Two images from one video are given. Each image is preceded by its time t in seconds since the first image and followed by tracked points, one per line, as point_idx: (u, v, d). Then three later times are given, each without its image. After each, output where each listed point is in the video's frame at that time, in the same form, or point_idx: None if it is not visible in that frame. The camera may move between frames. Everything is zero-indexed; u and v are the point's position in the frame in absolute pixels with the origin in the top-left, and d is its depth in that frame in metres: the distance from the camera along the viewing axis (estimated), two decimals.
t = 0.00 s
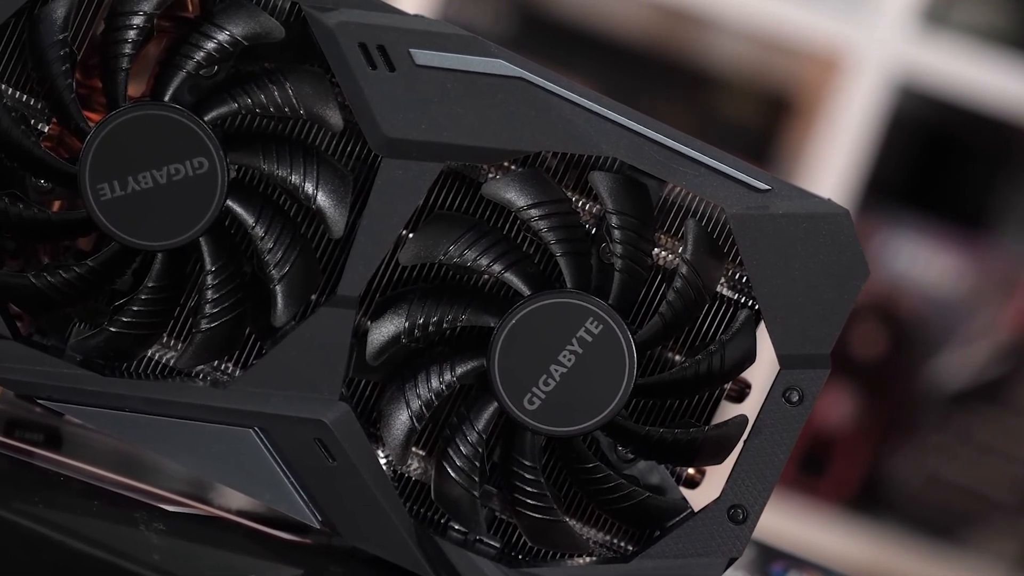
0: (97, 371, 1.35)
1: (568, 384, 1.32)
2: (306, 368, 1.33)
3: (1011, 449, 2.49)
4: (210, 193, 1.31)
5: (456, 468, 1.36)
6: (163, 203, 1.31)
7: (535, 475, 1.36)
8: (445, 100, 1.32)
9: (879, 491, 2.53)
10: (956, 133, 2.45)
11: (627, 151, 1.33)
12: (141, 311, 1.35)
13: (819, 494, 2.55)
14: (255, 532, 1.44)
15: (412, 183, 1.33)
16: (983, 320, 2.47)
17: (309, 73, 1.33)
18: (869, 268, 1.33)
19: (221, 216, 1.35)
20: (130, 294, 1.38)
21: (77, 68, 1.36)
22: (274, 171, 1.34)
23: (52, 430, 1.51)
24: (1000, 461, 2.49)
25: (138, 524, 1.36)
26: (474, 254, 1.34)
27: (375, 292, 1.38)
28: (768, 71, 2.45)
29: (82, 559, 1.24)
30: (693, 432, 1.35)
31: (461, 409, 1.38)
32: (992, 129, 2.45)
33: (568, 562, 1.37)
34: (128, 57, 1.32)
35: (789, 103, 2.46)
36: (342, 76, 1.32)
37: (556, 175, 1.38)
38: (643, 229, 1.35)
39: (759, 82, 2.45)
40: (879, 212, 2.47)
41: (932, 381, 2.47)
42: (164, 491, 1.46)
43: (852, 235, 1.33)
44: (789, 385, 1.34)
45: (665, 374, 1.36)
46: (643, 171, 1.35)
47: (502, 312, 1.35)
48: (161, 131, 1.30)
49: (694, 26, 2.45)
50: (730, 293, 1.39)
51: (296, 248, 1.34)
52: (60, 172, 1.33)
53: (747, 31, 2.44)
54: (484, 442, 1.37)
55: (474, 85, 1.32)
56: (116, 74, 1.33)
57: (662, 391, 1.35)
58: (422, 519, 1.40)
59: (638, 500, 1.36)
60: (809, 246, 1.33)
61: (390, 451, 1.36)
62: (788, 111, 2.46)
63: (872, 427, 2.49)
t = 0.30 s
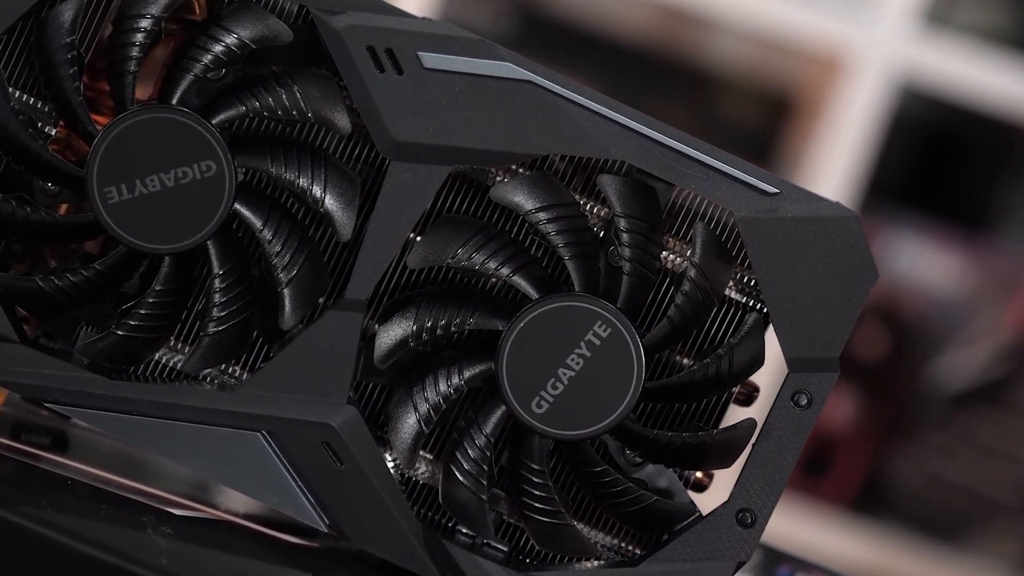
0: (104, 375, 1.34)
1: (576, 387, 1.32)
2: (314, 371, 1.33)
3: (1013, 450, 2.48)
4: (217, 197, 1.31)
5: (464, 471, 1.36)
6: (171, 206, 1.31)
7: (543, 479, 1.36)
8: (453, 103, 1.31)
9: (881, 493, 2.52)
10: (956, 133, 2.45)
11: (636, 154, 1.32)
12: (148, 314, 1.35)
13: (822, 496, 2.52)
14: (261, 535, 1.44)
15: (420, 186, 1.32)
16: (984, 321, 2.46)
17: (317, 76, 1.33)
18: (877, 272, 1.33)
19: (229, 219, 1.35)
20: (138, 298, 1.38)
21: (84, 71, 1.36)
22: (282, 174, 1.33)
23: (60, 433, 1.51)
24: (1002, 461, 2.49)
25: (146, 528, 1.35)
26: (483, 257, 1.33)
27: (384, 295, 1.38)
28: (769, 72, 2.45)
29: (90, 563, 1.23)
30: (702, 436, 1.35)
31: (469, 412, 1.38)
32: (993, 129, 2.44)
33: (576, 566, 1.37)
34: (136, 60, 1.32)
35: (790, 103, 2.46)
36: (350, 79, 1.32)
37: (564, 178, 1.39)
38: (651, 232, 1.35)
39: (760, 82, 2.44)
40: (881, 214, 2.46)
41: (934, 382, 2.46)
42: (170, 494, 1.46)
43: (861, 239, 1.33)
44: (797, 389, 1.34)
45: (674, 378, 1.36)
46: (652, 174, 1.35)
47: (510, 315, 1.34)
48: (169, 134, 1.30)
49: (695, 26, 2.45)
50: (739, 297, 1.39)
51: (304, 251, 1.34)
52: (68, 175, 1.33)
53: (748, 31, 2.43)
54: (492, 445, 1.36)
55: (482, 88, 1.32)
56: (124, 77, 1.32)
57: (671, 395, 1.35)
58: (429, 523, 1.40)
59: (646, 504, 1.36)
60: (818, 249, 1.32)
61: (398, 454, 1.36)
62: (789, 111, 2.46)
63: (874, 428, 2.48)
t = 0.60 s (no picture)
0: (114, 379, 1.34)
1: (587, 392, 1.32)
2: (324, 376, 1.33)
3: (1016, 453, 2.46)
4: (227, 201, 1.31)
5: (474, 476, 1.35)
6: (180, 210, 1.31)
7: (553, 484, 1.36)
8: (464, 108, 1.31)
9: (883, 494, 2.51)
10: (956, 133, 2.43)
11: (647, 158, 1.32)
12: (158, 318, 1.34)
13: (823, 496, 2.51)
14: (270, 539, 1.44)
15: (429, 191, 1.32)
16: (986, 322, 2.45)
17: (327, 79, 1.33)
18: (888, 276, 1.32)
19: (239, 224, 1.34)
20: (147, 302, 1.37)
21: (94, 74, 1.36)
22: (292, 179, 1.33)
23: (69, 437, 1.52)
24: (1005, 463, 2.47)
25: (157, 533, 1.35)
26: (493, 261, 1.33)
27: (393, 299, 1.38)
28: (770, 72, 2.43)
29: (101, 568, 1.23)
30: (712, 441, 1.34)
31: (480, 417, 1.38)
32: (994, 129, 2.42)
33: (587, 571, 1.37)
34: (146, 64, 1.32)
35: (791, 103, 2.44)
36: (360, 83, 1.31)
37: (574, 182, 1.38)
38: (662, 236, 1.34)
39: (761, 82, 2.43)
40: (882, 215, 2.44)
41: (936, 384, 2.45)
42: (179, 498, 1.47)
43: (872, 243, 1.32)
44: (808, 394, 1.34)
45: (685, 383, 1.35)
46: (662, 178, 1.35)
47: (521, 319, 1.34)
48: (180, 138, 1.30)
49: (696, 27, 2.43)
50: (750, 301, 1.38)
51: (314, 255, 1.34)
52: (78, 180, 1.33)
53: (748, 31, 2.42)
54: (503, 450, 1.36)
55: (494, 92, 1.32)
56: (134, 81, 1.32)
57: (682, 400, 1.35)
58: (439, 528, 1.40)
59: (657, 509, 1.36)
60: (829, 254, 1.32)
61: (408, 459, 1.36)
62: (790, 112, 2.44)
63: (875, 429, 2.47)
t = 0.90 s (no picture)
0: (123, 384, 1.33)
1: (597, 396, 1.32)
2: (334, 380, 1.33)
3: (1017, 453, 2.45)
4: (237, 205, 1.31)
5: (484, 480, 1.35)
6: (190, 214, 1.30)
7: (563, 488, 1.35)
8: (474, 111, 1.31)
9: (885, 496, 2.49)
10: (957, 133, 2.42)
11: (658, 162, 1.32)
12: (168, 323, 1.34)
13: (825, 498, 2.50)
14: (279, 543, 1.45)
15: (439, 195, 1.32)
16: (988, 322, 2.43)
17: (338, 83, 1.33)
18: (899, 280, 1.32)
19: (249, 228, 1.34)
20: (157, 306, 1.37)
21: (103, 78, 1.36)
22: (302, 183, 1.33)
23: (77, 442, 1.51)
24: (1007, 464, 2.46)
25: (167, 539, 1.35)
26: (503, 265, 1.33)
27: (404, 303, 1.38)
28: (770, 73, 2.41)
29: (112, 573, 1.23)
30: (723, 445, 1.34)
31: (489, 421, 1.37)
32: (996, 130, 2.41)
33: None
34: (155, 68, 1.32)
35: (794, 103, 2.41)
36: (370, 87, 1.31)
37: (585, 186, 1.38)
38: (673, 240, 1.34)
39: (764, 83, 2.40)
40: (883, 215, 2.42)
41: (938, 385, 2.43)
42: (188, 503, 1.47)
43: (883, 247, 1.32)
44: (819, 398, 1.33)
45: (695, 387, 1.35)
46: (673, 182, 1.34)
47: (531, 324, 1.34)
48: (190, 142, 1.29)
49: (698, 27, 2.41)
50: (760, 305, 1.38)
51: (324, 260, 1.34)
52: (87, 184, 1.33)
53: (748, 31, 2.40)
54: (513, 454, 1.36)
55: (505, 96, 1.31)
56: (144, 85, 1.32)
57: (693, 404, 1.34)
58: (449, 532, 1.39)
59: (667, 513, 1.36)
60: (840, 258, 1.32)
61: (418, 464, 1.36)
62: (792, 112, 2.41)
63: (878, 430, 2.45)
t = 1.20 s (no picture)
0: (134, 388, 1.33)
1: (609, 401, 1.32)
2: (345, 385, 1.32)
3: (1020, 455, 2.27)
4: (248, 209, 1.30)
5: (495, 485, 1.35)
6: (200, 218, 1.30)
7: (574, 493, 1.35)
8: (485, 115, 1.31)
9: (887, 498, 2.29)
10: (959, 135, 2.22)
11: (670, 167, 1.32)
12: (178, 327, 1.34)
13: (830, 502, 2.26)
14: (288, 548, 1.44)
15: (451, 199, 1.32)
16: (991, 326, 2.24)
17: (349, 87, 1.32)
18: (911, 285, 1.32)
19: (260, 232, 1.34)
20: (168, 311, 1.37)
21: (114, 82, 1.35)
22: (313, 188, 1.33)
23: (86, 446, 1.53)
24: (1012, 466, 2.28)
25: (178, 544, 1.35)
26: (514, 270, 1.33)
27: (414, 308, 1.38)
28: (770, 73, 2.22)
29: None
30: (735, 450, 1.34)
31: (501, 426, 1.37)
32: (1004, 132, 2.23)
33: None
34: (166, 72, 1.31)
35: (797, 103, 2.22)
36: (381, 90, 1.31)
37: (596, 191, 1.38)
38: (684, 245, 1.34)
39: (766, 83, 2.22)
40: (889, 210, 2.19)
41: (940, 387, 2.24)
42: (198, 509, 1.47)
43: (895, 252, 1.32)
44: (831, 403, 1.33)
45: (707, 392, 1.35)
46: (685, 187, 1.34)
47: (543, 328, 1.34)
48: (201, 147, 1.29)
49: (698, 25, 2.23)
50: (772, 310, 1.38)
51: (335, 265, 1.33)
52: (98, 189, 1.32)
53: (747, 31, 2.22)
54: (524, 459, 1.35)
55: (517, 101, 1.31)
56: (155, 89, 1.32)
57: (704, 409, 1.34)
58: (460, 538, 1.39)
59: (680, 518, 1.35)
60: (853, 262, 1.32)
61: (429, 468, 1.35)
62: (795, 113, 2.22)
63: (880, 432, 2.28)
